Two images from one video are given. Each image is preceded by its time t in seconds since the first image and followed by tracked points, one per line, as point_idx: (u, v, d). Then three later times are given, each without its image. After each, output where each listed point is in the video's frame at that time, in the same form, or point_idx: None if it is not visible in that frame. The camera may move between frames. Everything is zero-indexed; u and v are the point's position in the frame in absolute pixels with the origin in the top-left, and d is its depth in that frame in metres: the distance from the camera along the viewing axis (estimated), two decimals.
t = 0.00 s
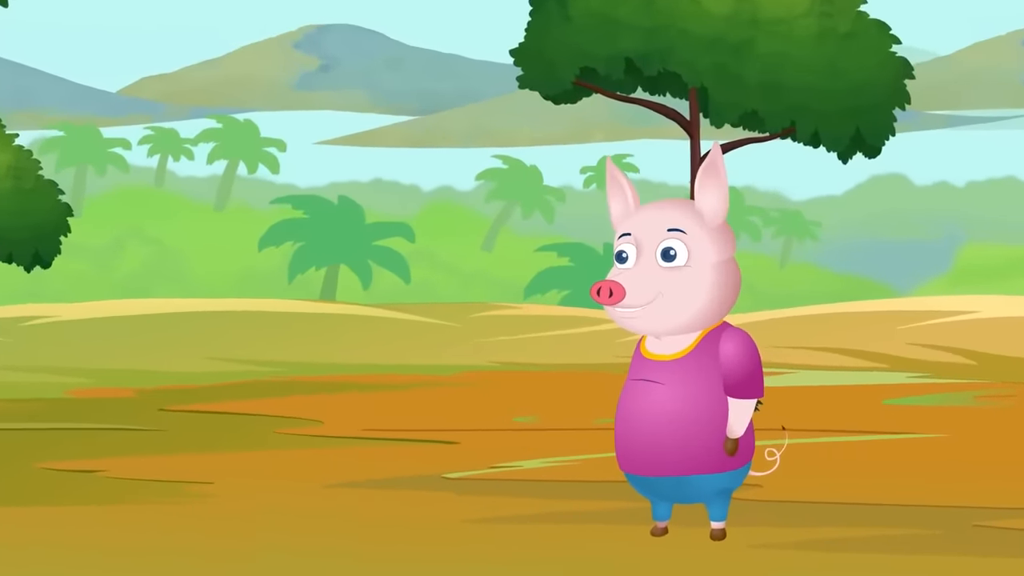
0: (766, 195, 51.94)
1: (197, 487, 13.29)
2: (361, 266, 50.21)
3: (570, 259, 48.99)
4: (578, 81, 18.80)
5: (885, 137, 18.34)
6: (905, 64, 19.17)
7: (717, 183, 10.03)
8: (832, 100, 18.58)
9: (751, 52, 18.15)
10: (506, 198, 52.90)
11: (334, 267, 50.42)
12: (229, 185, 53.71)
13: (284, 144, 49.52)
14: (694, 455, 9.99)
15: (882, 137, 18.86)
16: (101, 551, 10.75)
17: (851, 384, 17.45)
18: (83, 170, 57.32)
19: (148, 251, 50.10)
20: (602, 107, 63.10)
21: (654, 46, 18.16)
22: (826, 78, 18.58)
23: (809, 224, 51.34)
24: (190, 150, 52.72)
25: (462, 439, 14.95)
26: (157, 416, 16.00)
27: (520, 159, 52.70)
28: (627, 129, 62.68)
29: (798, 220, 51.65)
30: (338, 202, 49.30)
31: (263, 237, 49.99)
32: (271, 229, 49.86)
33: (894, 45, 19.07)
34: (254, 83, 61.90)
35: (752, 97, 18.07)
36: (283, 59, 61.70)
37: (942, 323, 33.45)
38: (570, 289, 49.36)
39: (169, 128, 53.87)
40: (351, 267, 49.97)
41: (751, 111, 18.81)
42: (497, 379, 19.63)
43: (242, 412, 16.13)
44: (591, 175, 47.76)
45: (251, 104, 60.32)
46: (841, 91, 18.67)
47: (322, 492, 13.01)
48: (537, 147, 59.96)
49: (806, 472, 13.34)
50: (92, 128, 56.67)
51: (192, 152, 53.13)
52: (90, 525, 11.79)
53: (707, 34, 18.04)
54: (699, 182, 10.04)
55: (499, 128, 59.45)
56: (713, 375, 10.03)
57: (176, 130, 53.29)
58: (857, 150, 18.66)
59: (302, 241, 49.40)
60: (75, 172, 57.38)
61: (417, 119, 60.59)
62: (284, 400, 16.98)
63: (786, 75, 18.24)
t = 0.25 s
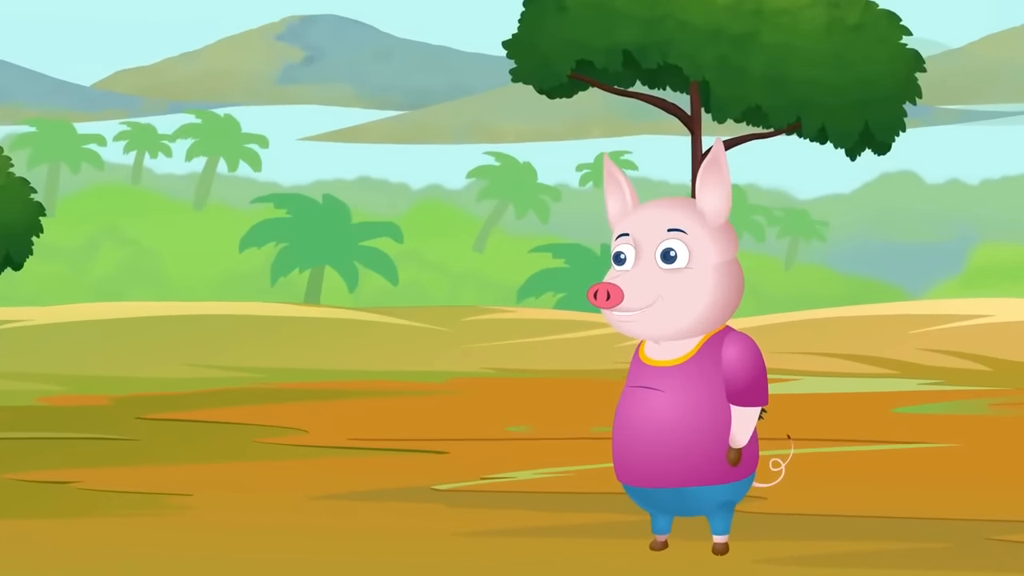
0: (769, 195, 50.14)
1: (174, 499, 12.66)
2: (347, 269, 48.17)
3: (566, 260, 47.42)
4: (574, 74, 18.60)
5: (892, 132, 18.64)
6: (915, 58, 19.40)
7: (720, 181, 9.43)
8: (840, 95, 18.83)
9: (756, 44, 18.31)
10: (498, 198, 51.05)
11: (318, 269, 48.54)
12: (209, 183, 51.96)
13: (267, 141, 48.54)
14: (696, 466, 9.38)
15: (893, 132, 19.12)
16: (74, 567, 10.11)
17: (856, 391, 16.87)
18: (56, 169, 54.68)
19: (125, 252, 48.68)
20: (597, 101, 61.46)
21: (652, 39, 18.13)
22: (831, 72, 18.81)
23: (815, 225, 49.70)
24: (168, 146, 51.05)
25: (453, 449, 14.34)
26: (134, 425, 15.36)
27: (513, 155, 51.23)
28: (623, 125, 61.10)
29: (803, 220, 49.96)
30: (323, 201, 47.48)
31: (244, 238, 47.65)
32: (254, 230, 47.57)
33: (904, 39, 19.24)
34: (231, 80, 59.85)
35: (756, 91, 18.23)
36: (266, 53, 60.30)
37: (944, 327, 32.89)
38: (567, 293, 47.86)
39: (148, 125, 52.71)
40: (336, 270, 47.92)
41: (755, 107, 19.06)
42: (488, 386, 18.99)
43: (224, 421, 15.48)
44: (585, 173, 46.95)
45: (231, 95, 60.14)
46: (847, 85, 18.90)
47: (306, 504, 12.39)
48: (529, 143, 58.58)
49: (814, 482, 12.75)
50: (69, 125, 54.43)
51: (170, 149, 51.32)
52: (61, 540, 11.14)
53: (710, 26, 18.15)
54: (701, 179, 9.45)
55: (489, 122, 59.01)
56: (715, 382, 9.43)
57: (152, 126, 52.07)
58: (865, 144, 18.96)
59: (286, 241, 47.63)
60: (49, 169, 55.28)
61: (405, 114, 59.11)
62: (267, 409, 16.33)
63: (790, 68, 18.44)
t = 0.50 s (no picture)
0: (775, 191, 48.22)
1: (151, 511, 12.07)
2: (333, 271, 45.33)
3: (563, 262, 44.59)
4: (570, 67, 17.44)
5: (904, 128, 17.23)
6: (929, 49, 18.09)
7: (722, 179, 8.87)
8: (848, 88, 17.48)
9: (758, 35, 16.98)
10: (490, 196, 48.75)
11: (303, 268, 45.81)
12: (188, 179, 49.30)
13: (249, 137, 47.74)
14: (698, 476, 8.82)
15: (904, 128, 17.72)
16: None
17: (861, 399, 16.39)
18: (27, 168, 50.28)
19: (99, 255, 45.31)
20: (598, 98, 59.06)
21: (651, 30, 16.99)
22: (840, 64, 17.47)
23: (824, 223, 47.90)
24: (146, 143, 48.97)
25: (443, 459, 13.77)
26: (110, 433, 14.77)
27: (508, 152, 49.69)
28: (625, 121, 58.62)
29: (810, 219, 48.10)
30: (308, 198, 45.05)
31: (225, 239, 44.83)
32: (235, 230, 44.73)
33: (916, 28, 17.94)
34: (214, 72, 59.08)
35: (757, 83, 16.94)
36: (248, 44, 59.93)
37: (945, 331, 32.56)
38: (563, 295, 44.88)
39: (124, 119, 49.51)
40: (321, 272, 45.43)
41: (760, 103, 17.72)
42: (480, 393, 18.42)
43: (205, 430, 14.88)
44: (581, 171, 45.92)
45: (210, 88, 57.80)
46: (855, 78, 17.53)
47: (288, 516, 11.81)
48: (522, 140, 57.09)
49: (820, 493, 12.18)
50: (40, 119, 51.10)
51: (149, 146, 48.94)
52: (30, 554, 10.55)
53: (708, 17, 16.89)
54: (702, 176, 8.90)
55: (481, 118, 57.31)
56: (718, 386, 8.87)
57: (131, 122, 48.69)
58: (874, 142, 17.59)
59: (269, 242, 44.54)
60: (21, 165, 50.64)
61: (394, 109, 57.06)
62: (249, 417, 15.73)
63: (795, 59, 17.08)
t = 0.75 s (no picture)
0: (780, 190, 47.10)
1: (129, 523, 11.52)
2: (320, 273, 45.19)
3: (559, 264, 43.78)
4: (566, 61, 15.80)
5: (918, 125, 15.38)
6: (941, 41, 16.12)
7: (725, 176, 8.36)
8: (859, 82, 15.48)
9: (764, 25, 15.04)
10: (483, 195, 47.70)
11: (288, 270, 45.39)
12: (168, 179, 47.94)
13: (232, 133, 46.77)
14: (699, 487, 8.30)
15: (915, 124, 15.89)
16: None
17: (866, 406, 15.93)
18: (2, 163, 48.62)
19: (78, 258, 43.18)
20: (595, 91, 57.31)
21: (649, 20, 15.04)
22: (848, 56, 15.45)
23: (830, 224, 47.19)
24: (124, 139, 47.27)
25: (434, 469, 13.26)
26: (88, 443, 14.21)
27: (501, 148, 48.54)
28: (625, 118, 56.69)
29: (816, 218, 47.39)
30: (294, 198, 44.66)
31: (207, 239, 44.01)
32: (218, 230, 44.06)
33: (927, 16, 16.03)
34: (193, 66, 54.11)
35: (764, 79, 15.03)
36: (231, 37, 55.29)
37: (944, 335, 32.22)
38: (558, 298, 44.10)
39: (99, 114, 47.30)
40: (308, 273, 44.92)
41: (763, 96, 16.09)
42: (472, 400, 17.90)
43: (186, 439, 14.34)
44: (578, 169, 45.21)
45: (189, 84, 53.32)
46: (866, 71, 15.55)
47: (272, 528, 11.27)
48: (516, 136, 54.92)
49: (828, 503, 11.69)
50: (17, 113, 48.50)
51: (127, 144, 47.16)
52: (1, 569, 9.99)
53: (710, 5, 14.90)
54: (704, 174, 8.39)
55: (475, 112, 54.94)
56: (720, 392, 8.36)
57: (106, 116, 46.54)
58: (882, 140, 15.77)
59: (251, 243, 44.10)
60: None
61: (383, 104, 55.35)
62: (233, 426, 15.19)
63: (802, 53, 15.17)
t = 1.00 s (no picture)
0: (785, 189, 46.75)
1: (107, 535, 11.01)
2: (304, 274, 42.97)
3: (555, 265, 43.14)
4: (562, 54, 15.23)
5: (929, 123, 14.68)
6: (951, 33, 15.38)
7: (727, 173, 7.84)
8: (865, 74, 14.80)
9: (767, 17, 14.38)
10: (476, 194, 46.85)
11: (272, 272, 43.20)
12: (148, 176, 47.28)
13: (214, 130, 46.05)
14: (701, 498, 7.79)
15: (924, 120, 15.20)
16: None
17: (873, 413, 15.49)
18: None
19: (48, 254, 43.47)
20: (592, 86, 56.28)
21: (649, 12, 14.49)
22: (854, 48, 14.74)
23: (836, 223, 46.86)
24: (102, 135, 46.60)
25: (425, 479, 12.78)
26: (66, 452, 13.69)
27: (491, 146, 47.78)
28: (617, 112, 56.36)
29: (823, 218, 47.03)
30: (276, 196, 43.00)
31: (188, 240, 41.92)
32: (198, 230, 42.00)
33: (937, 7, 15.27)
34: (175, 58, 53.78)
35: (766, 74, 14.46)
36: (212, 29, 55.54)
37: (944, 340, 31.84)
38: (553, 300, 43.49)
39: (76, 109, 46.88)
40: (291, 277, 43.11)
41: (767, 90, 15.70)
42: (465, 408, 17.42)
43: (168, 448, 13.82)
44: (574, 166, 44.77)
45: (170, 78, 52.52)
46: (872, 65, 14.84)
47: (256, 541, 10.77)
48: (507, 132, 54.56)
49: (835, 514, 11.22)
50: None
51: (105, 139, 46.63)
52: None
53: None
54: (705, 171, 7.88)
55: (467, 109, 54.32)
56: (723, 398, 7.85)
57: (85, 113, 46.14)
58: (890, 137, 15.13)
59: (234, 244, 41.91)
60: None
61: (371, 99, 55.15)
62: (217, 434, 14.68)
63: (806, 45, 14.51)
